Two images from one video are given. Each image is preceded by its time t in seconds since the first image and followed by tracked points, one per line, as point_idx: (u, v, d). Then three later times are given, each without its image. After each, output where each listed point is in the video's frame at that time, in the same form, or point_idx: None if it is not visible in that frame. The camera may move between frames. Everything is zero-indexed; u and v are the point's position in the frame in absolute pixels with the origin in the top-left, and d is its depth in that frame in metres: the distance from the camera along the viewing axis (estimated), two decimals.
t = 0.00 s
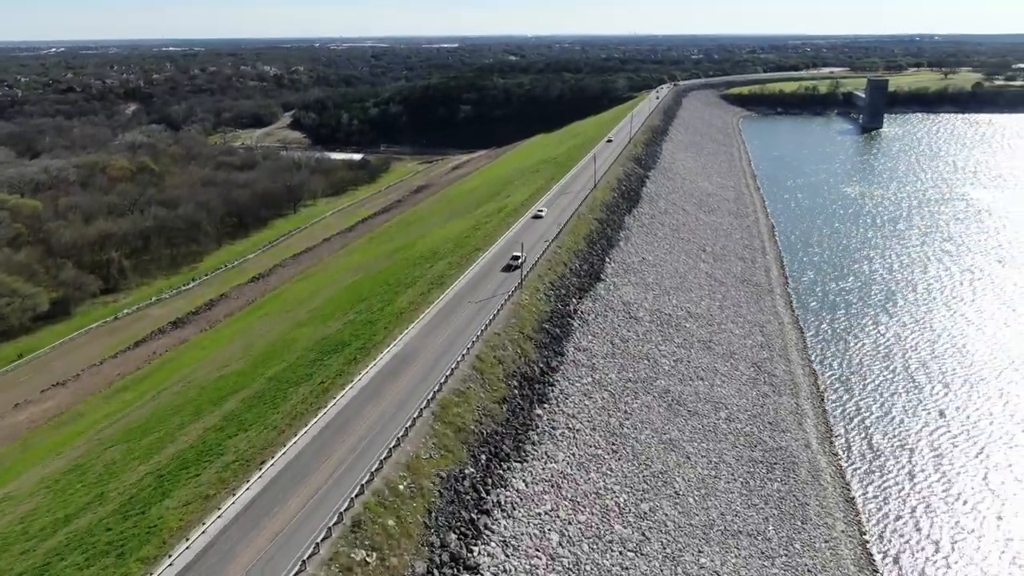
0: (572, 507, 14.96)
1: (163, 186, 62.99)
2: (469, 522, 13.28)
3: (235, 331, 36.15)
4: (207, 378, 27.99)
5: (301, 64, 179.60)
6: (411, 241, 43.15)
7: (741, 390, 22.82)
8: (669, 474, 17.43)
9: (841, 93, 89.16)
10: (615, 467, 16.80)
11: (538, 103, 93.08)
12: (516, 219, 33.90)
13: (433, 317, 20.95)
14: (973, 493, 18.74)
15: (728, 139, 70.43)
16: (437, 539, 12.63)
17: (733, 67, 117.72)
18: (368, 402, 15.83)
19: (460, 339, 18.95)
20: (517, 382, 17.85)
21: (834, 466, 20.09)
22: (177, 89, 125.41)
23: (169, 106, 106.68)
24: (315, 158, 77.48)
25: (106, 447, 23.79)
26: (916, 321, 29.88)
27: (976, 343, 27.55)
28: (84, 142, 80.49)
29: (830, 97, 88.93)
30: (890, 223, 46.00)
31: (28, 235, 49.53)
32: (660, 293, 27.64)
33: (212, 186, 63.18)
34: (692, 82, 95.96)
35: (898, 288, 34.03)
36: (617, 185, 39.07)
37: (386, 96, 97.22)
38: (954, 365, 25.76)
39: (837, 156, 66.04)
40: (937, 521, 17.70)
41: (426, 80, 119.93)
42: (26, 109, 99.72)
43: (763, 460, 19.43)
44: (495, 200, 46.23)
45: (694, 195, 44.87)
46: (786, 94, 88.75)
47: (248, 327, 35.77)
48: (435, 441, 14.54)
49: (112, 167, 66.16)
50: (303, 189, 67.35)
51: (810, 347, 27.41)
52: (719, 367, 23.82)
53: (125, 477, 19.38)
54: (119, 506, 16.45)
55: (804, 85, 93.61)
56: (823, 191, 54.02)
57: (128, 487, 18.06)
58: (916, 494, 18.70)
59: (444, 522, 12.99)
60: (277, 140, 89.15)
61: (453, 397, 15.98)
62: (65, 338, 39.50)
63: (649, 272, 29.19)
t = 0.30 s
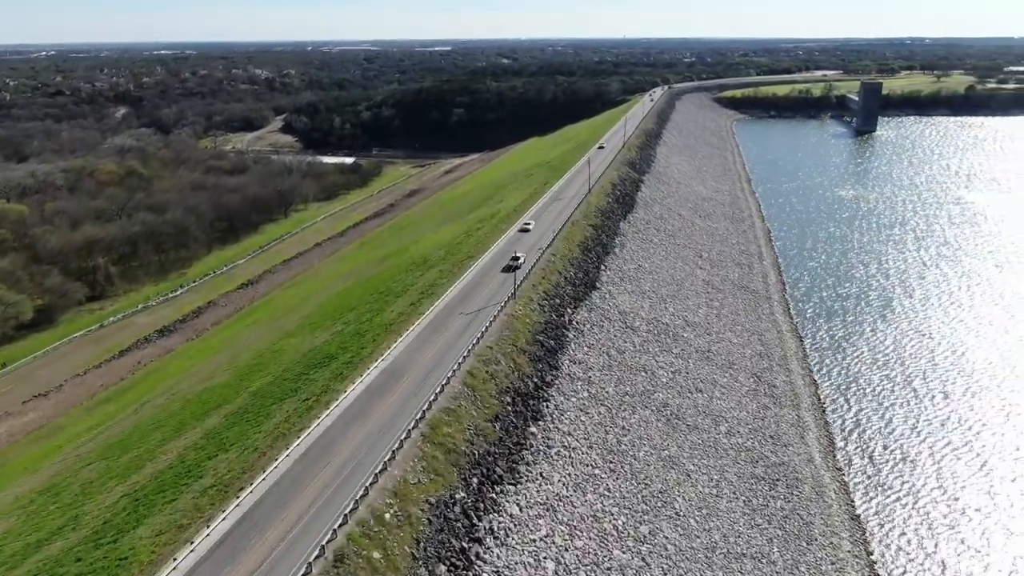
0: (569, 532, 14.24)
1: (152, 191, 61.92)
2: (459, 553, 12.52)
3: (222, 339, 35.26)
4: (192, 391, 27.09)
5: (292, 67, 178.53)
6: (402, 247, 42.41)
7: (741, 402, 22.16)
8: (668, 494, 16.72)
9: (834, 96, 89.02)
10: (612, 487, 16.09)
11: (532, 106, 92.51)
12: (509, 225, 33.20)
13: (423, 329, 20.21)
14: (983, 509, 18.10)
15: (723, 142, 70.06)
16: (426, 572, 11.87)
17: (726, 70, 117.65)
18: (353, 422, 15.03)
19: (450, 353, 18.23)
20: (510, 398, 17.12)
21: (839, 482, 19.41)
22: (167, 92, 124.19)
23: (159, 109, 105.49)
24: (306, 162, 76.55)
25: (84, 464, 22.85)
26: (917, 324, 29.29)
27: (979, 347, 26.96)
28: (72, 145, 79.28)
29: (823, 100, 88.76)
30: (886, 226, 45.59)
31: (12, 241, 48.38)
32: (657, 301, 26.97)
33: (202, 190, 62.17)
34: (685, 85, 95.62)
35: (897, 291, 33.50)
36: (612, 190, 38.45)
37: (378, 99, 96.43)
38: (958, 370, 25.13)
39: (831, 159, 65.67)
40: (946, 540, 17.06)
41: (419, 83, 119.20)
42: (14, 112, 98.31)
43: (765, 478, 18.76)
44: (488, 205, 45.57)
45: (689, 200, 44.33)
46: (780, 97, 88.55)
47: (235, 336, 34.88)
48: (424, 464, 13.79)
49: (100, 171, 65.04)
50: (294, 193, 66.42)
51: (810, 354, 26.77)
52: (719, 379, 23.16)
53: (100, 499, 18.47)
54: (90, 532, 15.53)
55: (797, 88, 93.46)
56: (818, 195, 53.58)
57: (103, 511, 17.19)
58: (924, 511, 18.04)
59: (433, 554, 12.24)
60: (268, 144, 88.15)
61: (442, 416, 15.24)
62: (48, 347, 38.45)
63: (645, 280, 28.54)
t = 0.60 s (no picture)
0: (566, 559, 13.53)
1: (142, 195, 60.94)
2: None
3: (209, 348, 34.38)
4: (176, 403, 26.21)
5: (285, 69, 177.49)
6: (395, 252, 41.68)
7: (742, 415, 21.51)
8: (670, 515, 16.03)
9: (829, 99, 88.76)
10: (611, 509, 15.38)
11: (525, 109, 91.94)
12: (503, 230, 32.52)
13: (413, 341, 19.51)
14: (993, 525, 17.48)
15: (718, 145, 69.63)
16: None
17: (720, 73, 117.37)
18: (339, 443, 14.29)
19: (443, 367, 17.54)
20: (504, 415, 16.40)
21: (844, 498, 18.77)
22: (159, 95, 123.07)
23: (150, 113, 104.39)
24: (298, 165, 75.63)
25: (61, 480, 21.97)
26: (919, 329, 28.74)
27: (983, 353, 26.39)
28: (61, 149, 78.12)
29: (818, 103, 88.49)
30: (884, 230, 45.10)
31: None
32: (654, 309, 26.34)
33: (192, 194, 61.21)
34: (680, 88, 95.18)
35: (897, 295, 32.93)
36: (607, 194, 37.83)
37: (371, 102, 95.68)
38: (961, 377, 24.54)
39: (827, 162, 65.32)
40: (957, 560, 16.41)
41: (412, 86, 118.50)
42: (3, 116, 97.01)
43: (769, 495, 18.09)
44: (481, 209, 44.90)
45: (686, 204, 43.78)
46: (775, 99, 88.21)
47: (223, 345, 34.00)
48: (413, 488, 13.07)
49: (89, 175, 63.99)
50: (285, 198, 65.54)
51: (811, 362, 26.14)
52: (719, 390, 22.52)
53: (74, 523, 17.56)
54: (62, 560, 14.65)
55: (792, 90, 93.16)
56: (815, 198, 53.07)
57: (76, 536, 16.34)
58: (934, 529, 17.39)
59: None
60: (260, 147, 87.20)
61: (433, 437, 14.51)
62: (32, 355, 37.44)
63: (643, 287, 27.90)
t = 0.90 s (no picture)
0: None
1: (130, 199, 59.92)
2: None
3: (195, 357, 33.48)
4: (159, 416, 25.34)
5: (278, 72, 176.44)
6: (386, 258, 40.92)
7: (743, 427, 20.86)
8: (671, 537, 15.32)
9: (823, 100, 88.45)
10: (610, 532, 14.66)
11: (519, 111, 91.30)
12: (496, 236, 31.80)
13: (403, 354, 18.76)
14: (1005, 542, 16.84)
15: (713, 147, 69.14)
16: None
17: (714, 75, 116.98)
18: (322, 467, 13.52)
19: (434, 382, 16.82)
20: (497, 434, 15.70)
21: (850, 514, 18.10)
22: (150, 97, 121.89)
23: (140, 115, 103.24)
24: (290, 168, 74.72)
25: (36, 498, 21.05)
26: (921, 334, 28.15)
27: (987, 359, 25.82)
28: (49, 152, 76.94)
29: (812, 105, 88.17)
30: (881, 233, 44.62)
31: None
32: (652, 317, 25.67)
33: (182, 198, 60.22)
34: (674, 90, 94.72)
35: (897, 299, 32.37)
36: (602, 199, 37.20)
37: (364, 104, 94.88)
38: (966, 385, 23.95)
39: (822, 164, 64.90)
40: None
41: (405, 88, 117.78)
42: None
43: (773, 513, 17.40)
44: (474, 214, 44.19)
45: (682, 208, 43.21)
46: (769, 101, 87.87)
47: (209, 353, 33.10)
48: (401, 516, 12.34)
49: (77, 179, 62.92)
50: (276, 201, 64.63)
51: (812, 370, 25.49)
52: (719, 402, 21.86)
53: (47, 548, 16.67)
54: None
55: (786, 92, 92.82)
56: (811, 201, 52.58)
57: (48, 562, 15.47)
58: (944, 547, 16.73)
59: None
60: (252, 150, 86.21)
61: (422, 459, 13.78)
62: (14, 364, 36.40)
63: (640, 294, 27.24)
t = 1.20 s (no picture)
0: None
1: (119, 203, 58.95)
2: None
3: (181, 366, 32.61)
4: (142, 430, 24.47)
5: (270, 74, 175.36)
6: (377, 264, 40.18)
7: (745, 441, 20.18)
8: (672, 561, 14.62)
9: (818, 102, 88.12)
10: (609, 557, 13.95)
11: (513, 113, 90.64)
12: (489, 241, 31.12)
13: (392, 368, 18.02)
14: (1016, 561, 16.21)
15: (708, 150, 68.68)
16: None
17: (708, 77, 116.59)
18: (305, 492, 12.78)
19: (424, 399, 16.10)
20: (490, 453, 15.01)
21: (857, 532, 17.43)
22: (141, 99, 120.76)
23: (131, 118, 102.12)
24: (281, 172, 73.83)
25: (11, 518, 20.14)
26: (922, 341, 27.53)
27: (990, 366, 25.25)
28: (37, 155, 75.83)
29: (807, 107, 87.85)
30: (878, 236, 44.15)
31: None
32: (649, 326, 25.01)
33: (172, 202, 59.29)
34: (668, 92, 94.25)
35: (896, 304, 31.78)
36: (597, 203, 36.58)
37: (356, 107, 94.08)
38: (969, 393, 23.35)
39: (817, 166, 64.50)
40: None
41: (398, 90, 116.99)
42: None
43: (777, 534, 16.72)
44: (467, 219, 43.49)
45: (678, 212, 42.63)
46: (764, 103, 87.51)
47: (196, 362, 32.25)
48: (389, 547, 11.63)
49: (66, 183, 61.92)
50: (268, 205, 63.76)
51: (813, 379, 24.84)
52: (720, 414, 21.21)
53: None
54: None
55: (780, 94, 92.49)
56: (807, 204, 52.10)
57: None
58: (953, 567, 16.10)
59: None
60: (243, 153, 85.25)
61: (411, 484, 13.06)
62: None
63: (637, 302, 26.59)
